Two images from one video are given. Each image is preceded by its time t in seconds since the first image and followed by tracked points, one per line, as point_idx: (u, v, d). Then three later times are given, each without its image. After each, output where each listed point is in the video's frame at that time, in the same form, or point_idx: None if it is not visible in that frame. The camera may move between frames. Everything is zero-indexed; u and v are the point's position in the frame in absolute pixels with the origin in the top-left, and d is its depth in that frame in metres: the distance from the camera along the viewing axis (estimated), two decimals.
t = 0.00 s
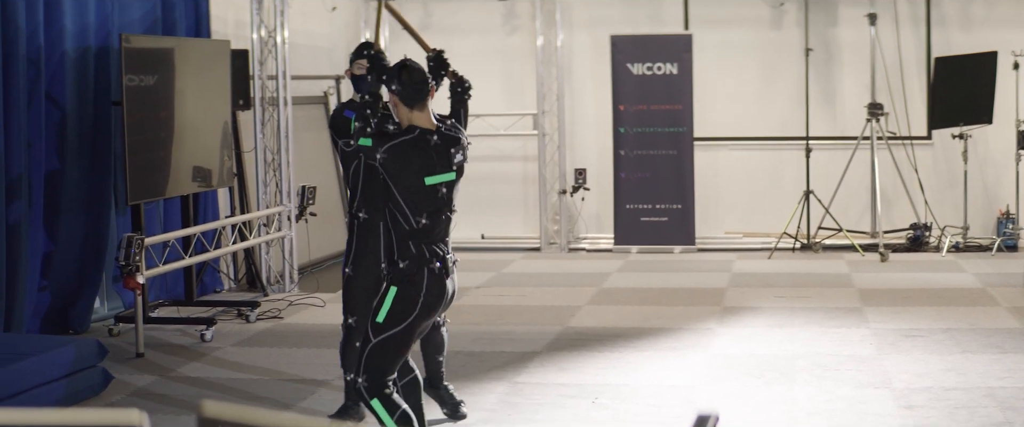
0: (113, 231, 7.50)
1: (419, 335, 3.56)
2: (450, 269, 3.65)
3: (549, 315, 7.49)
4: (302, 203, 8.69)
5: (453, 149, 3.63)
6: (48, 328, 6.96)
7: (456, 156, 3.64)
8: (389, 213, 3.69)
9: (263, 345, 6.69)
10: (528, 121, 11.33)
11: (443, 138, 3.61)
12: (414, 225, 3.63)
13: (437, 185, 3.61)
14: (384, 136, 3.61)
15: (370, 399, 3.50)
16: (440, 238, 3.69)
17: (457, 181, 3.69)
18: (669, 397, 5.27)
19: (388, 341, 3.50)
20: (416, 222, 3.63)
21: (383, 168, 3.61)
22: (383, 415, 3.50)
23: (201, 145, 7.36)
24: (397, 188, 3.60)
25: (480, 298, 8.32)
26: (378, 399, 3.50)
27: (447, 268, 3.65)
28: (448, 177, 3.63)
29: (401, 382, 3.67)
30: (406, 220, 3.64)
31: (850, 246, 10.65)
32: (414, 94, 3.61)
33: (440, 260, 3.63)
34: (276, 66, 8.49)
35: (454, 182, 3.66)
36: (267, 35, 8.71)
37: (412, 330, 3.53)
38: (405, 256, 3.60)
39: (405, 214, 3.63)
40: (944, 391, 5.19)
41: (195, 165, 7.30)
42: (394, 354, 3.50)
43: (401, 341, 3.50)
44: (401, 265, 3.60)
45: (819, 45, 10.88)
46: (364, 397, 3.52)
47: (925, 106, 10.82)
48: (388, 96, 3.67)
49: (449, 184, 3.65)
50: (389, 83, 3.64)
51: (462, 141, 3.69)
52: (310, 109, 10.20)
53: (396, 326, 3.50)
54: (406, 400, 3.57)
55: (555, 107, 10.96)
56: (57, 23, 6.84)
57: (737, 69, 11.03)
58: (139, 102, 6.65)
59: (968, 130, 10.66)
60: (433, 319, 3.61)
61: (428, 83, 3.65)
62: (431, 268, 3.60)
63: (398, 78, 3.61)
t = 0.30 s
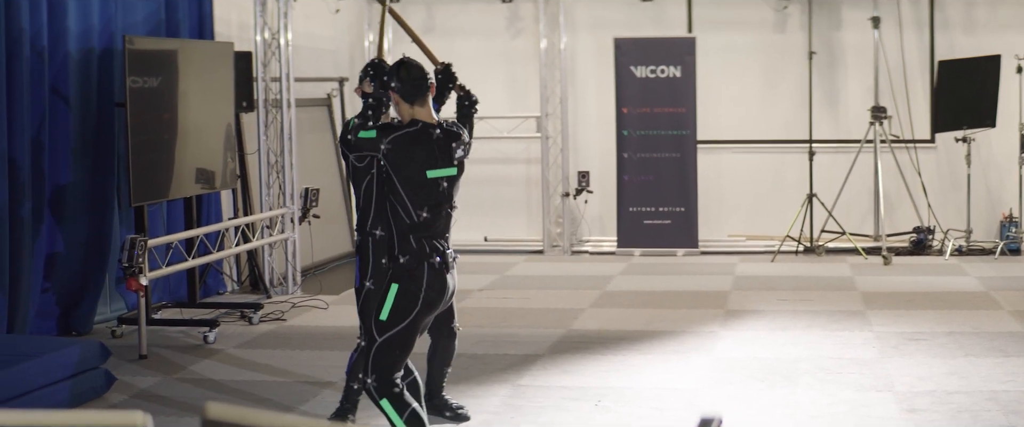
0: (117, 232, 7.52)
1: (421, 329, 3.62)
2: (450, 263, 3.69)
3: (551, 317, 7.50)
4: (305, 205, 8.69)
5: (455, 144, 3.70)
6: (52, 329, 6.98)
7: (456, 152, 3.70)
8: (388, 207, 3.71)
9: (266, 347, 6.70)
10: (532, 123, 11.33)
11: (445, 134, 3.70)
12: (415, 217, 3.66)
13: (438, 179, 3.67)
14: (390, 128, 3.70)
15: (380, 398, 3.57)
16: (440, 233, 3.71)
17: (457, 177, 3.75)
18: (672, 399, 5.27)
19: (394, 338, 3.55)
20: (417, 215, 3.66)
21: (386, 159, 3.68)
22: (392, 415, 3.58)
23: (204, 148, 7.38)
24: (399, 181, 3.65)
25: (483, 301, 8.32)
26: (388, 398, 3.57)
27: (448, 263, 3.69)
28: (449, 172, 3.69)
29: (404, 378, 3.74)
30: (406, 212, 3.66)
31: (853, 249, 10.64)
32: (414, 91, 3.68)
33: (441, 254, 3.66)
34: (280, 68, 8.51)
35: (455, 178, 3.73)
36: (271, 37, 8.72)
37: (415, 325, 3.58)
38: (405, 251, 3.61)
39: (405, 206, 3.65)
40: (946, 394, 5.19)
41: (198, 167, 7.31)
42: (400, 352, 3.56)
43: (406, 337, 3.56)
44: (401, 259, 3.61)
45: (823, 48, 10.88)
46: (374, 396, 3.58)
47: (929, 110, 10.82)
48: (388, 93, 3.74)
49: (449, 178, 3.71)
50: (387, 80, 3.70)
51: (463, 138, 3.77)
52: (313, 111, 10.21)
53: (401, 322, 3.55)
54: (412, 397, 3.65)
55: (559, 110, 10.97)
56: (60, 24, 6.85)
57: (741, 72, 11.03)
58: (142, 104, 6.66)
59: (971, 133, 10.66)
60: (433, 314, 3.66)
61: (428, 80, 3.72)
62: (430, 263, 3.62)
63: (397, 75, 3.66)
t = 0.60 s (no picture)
0: (120, 239, 7.53)
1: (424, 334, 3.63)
2: (446, 265, 3.69)
3: (554, 324, 7.49)
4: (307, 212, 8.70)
5: (455, 150, 3.65)
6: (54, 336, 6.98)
7: (456, 158, 3.66)
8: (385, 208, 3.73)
9: (268, 354, 6.70)
10: (535, 130, 11.34)
11: (446, 138, 3.67)
12: (408, 219, 3.66)
13: (433, 181, 3.65)
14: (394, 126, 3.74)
15: (393, 408, 3.60)
16: (437, 234, 3.71)
17: (457, 183, 3.71)
18: (674, 407, 5.26)
19: (399, 347, 3.58)
20: (410, 217, 3.66)
21: (386, 154, 3.71)
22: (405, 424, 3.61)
23: (207, 154, 7.38)
24: (397, 180, 3.66)
25: (485, 307, 8.32)
26: (402, 407, 3.59)
27: (445, 265, 3.68)
28: (445, 177, 3.66)
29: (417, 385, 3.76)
30: (400, 214, 3.67)
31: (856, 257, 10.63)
32: (413, 96, 3.65)
33: (436, 256, 3.65)
34: (283, 75, 8.52)
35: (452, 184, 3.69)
36: (274, 44, 8.74)
37: (417, 331, 3.60)
38: (400, 257, 3.63)
39: (400, 209, 3.67)
40: (949, 402, 5.17)
41: (201, 173, 7.31)
42: (409, 360, 3.59)
43: (410, 345, 3.59)
44: (396, 265, 3.62)
45: (826, 55, 10.88)
46: (386, 406, 3.62)
47: (932, 118, 10.82)
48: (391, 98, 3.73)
49: (448, 183, 3.68)
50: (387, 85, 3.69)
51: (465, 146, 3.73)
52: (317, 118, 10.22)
53: (403, 331, 3.58)
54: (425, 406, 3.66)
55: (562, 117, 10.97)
56: (64, 31, 6.86)
57: (744, 79, 11.03)
58: (145, 109, 6.67)
59: (974, 141, 10.66)
60: (435, 318, 3.66)
61: (428, 84, 3.69)
62: (426, 265, 3.62)
63: (395, 82, 3.64)
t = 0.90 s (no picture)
0: (123, 249, 7.54)
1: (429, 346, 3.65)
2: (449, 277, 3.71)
3: (556, 335, 7.48)
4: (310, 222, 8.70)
5: (455, 165, 3.67)
6: (56, 347, 6.98)
7: (456, 174, 3.67)
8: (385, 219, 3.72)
9: (271, 365, 6.70)
10: (538, 141, 11.35)
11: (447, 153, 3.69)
12: (410, 231, 3.67)
13: (435, 196, 3.65)
14: (392, 140, 3.69)
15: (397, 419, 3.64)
16: (438, 247, 3.73)
17: (456, 198, 3.73)
18: (677, 418, 5.25)
19: (404, 359, 3.60)
20: (413, 229, 3.67)
21: (389, 170, 3.65)
22: None
23: (209, 165, 7.39)
24: (399, 194, 3.64)
25: (487, 318, 8.31)
26: (405, 418, 3.63)
27: (446, 278, 3.70)
28: (446, 192, 3.66)
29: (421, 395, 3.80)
30: (403, 227, 3.67)
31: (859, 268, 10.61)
32: (414, 109, 3.68)
33: (439, 268, 3.68)
34: (286, 86, 8.54)
35: (452, 198, 3.70)
36: (277, 54, 8.76)
37: (423, 344, 3.61)
38: (404, 269, 3.63)
39: (402, 221, 3.67)
40: (952, 413, 5.16)
41: (203, 184, 7.32)
42: (414, 372, 3.61)
43: (414, 357, 3.60)
44: (400, 277, 3.64)
45: (828, 66, 10.90)
46: (390, 417, 3.66)
47: (935, 129, 10.83)
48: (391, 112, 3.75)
49: (447, 197, 3.69)
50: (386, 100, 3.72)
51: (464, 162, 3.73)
52: (321, 128, 10.24)
53: (408, 344, 3.59)
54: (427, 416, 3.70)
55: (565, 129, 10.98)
56: (67, 42, 6.87)
57: (746, 90, 11.04)
58: (148, 120, 6.69)
59: (976, 152, 10.66)
60: (440, 330, 3.68)
61: (428, 99, 3.72)
62: (430, 277, 3.64)
63: (396, 96, 3.68)
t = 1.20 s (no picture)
0: (129, 257, 7.57)
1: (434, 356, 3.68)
2: (453, 290, 3.69)
3: (561, 344, 7.48)
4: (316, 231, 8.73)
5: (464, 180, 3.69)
6: (62, 355, 7.00)
7: (465, 188, 3.69)
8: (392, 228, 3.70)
9: (277, 373, 6.71)
10: (543, 150, 11.37)
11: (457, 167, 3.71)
12: (417, 242, 3.63)
13: (444, 208, 3.63)
14: (408, 150, 3.70)
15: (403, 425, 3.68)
16: (442, 258, 3.68)
17: (465, 212, 3.72)
18: None
19: (410, 367, 3.63)
20: (419, 240, 3.63)
21: (403, 179, 3.65)
22: None
23: (215, 174, 7.41)
24: (409, 204, 3.63)
25: (493, 327, 8.32)
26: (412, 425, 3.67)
27: (451, 288, 3.70)
28: (456, 205, 3.65)
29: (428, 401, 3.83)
30: (409, 237, 3.64)
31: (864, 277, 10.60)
32: (429, 122, 3.71)
33: (444, 280, 3.67)
34: (292, 95, 8.57)
35: (461, 212, 3.68)
36: (282, 63, 8.79)
37: (428, 353, 3.64)
38: (410, 280, 3.64)
39: (409, 231, 3.64)
40: (959, 422, 5.15)
41: (209, 193, 7.35)
42: (420, 381, 3.65)
43: (420, 366, 3.64)
44: (406, 288, 3.65)
45: (833, 75, 10.91)
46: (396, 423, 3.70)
47: (940, 138, 10.83)
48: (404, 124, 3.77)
49: (456, 211, 3.67)
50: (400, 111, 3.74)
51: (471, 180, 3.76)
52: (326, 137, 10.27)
53: (415, 353, 3.63)
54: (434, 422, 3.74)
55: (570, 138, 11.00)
56: (73, 51, 6.91)
57: (752, 100, 11.04)
58: (153, 129, 6.71)
59: (982, 161, 10.66)
60: (445, 339, 3.70)
61: (443, 113, 3.75)
62: (435, 288, 3.64)
63: (411, 107, 3.70)
